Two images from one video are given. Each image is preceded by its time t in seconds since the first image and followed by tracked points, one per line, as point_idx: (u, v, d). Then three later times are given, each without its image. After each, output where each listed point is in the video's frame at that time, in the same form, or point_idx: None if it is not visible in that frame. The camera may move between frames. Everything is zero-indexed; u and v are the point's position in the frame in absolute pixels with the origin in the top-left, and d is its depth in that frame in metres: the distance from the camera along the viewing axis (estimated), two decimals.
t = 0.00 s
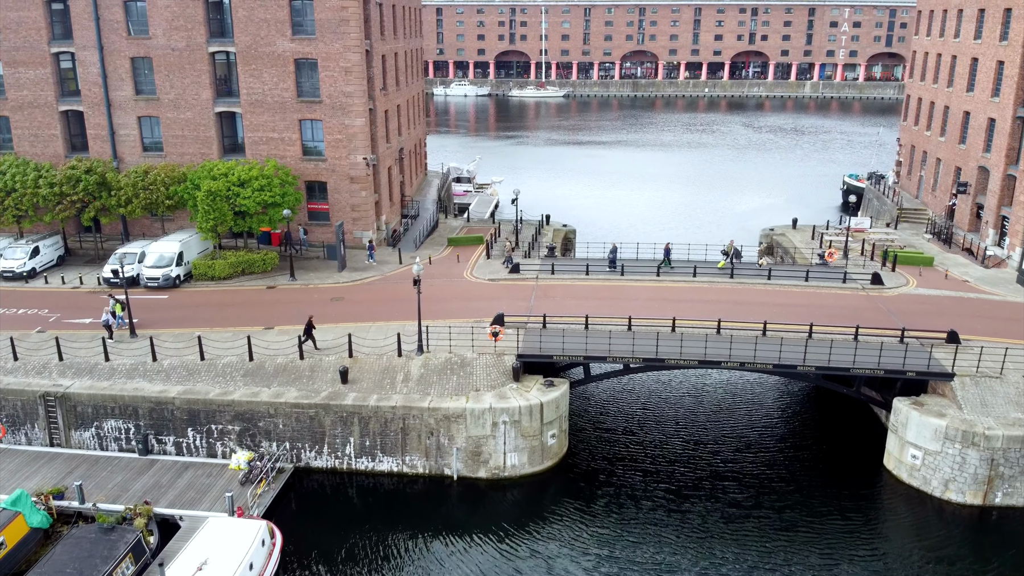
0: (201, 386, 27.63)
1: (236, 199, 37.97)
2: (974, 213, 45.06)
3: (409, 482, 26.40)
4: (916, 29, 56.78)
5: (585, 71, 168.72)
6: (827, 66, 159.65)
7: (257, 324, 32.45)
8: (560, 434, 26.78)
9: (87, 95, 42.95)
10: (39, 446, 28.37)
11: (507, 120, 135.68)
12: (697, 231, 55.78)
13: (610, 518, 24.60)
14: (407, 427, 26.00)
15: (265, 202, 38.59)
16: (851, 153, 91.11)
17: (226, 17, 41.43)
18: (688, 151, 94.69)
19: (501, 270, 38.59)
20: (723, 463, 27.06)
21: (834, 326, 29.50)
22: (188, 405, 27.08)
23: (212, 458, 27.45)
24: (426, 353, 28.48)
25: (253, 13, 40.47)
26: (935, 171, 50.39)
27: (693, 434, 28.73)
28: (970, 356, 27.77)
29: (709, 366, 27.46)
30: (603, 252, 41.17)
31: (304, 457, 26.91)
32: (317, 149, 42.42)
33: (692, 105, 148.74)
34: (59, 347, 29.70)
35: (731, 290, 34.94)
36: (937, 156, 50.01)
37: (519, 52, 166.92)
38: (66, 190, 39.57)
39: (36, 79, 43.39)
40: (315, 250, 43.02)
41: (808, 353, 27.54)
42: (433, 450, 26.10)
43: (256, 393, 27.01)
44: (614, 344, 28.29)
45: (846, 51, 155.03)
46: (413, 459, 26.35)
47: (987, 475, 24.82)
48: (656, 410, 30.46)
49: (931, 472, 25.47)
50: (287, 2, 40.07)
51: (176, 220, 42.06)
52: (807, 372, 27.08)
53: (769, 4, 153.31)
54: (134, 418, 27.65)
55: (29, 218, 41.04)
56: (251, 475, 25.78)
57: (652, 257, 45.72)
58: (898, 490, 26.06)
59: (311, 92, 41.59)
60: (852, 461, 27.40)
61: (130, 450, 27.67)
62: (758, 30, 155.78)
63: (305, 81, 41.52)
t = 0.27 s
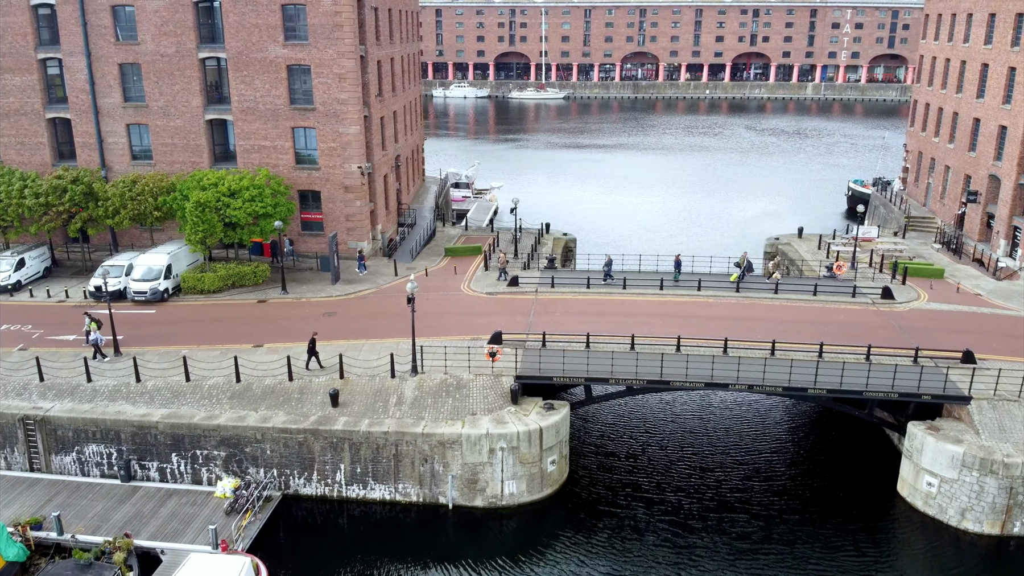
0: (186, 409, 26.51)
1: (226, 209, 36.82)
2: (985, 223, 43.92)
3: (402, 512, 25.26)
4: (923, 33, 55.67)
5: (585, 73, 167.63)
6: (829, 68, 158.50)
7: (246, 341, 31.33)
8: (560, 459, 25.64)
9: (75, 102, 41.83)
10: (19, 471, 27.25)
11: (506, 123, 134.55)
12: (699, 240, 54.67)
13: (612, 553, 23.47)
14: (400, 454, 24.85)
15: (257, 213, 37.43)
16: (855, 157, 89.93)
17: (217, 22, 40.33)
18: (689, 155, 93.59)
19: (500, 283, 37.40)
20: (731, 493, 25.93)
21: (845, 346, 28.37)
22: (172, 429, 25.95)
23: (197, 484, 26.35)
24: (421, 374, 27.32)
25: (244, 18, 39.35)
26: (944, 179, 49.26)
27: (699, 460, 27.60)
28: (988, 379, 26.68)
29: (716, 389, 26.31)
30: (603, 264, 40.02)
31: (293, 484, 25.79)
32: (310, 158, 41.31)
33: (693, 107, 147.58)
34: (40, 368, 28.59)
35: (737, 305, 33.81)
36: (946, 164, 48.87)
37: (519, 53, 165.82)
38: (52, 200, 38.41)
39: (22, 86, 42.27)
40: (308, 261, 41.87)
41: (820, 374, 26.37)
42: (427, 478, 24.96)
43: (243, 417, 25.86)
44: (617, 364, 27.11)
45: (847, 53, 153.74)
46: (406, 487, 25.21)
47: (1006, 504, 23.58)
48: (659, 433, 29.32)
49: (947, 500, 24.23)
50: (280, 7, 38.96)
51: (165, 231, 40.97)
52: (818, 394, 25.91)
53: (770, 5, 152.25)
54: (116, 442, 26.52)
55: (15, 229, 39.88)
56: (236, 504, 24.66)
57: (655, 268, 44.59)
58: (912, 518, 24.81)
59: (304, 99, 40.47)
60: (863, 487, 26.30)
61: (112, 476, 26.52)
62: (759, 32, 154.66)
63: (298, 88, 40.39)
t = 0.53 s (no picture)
0: (169, 435, 25.41)
1: (216, 222, 35.70)
2: (995, 233, 42.80)
3: (395, 544, 24.17)
4: (931, 37, 54.52)
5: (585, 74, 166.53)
6: (831, 70, 157.35)
7: (234, 360, 30.21)
8: (560, 488, 24.52)
9: (62, 110, 40.73)
10: None
11: (506, 125, 133.36)
12: (702, 249, 53.61)
13: None
14: (393, 484, 23.73)
15: (248, 225, 36.30)
16: (859, 162, 88.71)
17: (208, 28, 39.22)
18: (691, 159, 92.47)
19: (498, 297, 36.25)
20: (738, 524, 24.84)
21: (857, 367, 27.25)
22: (154, 457, 24.85)
23: (181, 513, 25.26)
24: (415, 398, 26.16)
25: (235, 23, 38.21)
26: (953, 187, 48.14)
27: (704, 488, 26.51)
28: (1007, 404, 25.57)
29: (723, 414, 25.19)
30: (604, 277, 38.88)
31: (281, 513, 24.70)
32: (304, 167, 40.18)
33: (694, 109, 146.41)
34: (19, 390, 27.50)
35: (742, 321, 32.70)
36: (955, 171, 47.75)
37: (519, 55, 164.70)
38: (37, 211, 37.31)
39: (8, 93, 41.16)
40: (301, 272, 40.77)
41: (832, 399, 25.25)
42: (421, 509, 23.85)
43: (228, 443, 24.75)
44: (619, 388, 25.98)
45: (850, 54, 151.87)
46: (399, 518, 24.11)
47: None
48: (663, 458, 28.21)
49: (964, 532, 23.09)
50: (272, 12, 37.84)
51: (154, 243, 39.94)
52: (830, 420, 24.78)
53: (772, 7, 151.18)
54: (96, 469, 25.43)
55: None
56: (221, 536, 23.57)
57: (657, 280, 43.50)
58: (928, 550, 23.68)
59: (296, 107, 39.36)
60: (875, 516, 25.21)
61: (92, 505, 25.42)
62: (760, 33, 153.56)
63: (290, 96, 39.28)
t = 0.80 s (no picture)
0: (154, 457, 24.49)
1: (206, 232, 34.78)
2: (1005, 241, 41.90)
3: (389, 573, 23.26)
4: (937, 40, 53.63)
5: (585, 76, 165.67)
6: (832, 71, 156.46)
7: (224, 377, 29.30)
8: (560, 514, 23.58)
9: (50, 116, 39.81)
10: None
11: (506, 127, 132.37)
12: (704, 257, 52.70)
13: None
14: (386, 510, 22.80)
15: (240, 235, 35.37)
16: (861, 165, 87.90)
17: (199, 33, 38.31)
18: (692, 163, 91.62)
19: (496, 309, 35.32)
20: (745, 552, 23.92)
21: (867, 386, 26.32)
22: (139, 480, 23.92)
23: (167, 539, 24.33)
24: (409, 418, 25.24)
25: (227, 28, 37.28)
26: (961, 194, 47.24)
27: (710, 512, 25.60)
28: None
29: (729, 436, 24.26)
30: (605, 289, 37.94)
31: (270, 540, 23.78)
32: (297, 174, 39.24)
33: (695, 111, 145.48)
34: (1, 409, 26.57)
35: (748, 336, 31.75)
36: (963, 178, 46.85)
37: (519, 56, 163.76)
38: (24, 220, 36.60)
39: None
40: (294, 283, 39.84)
41: (843, 420, 24.32)
42: (415, 536, 22.93)
43: (216, 466, 23.82)
44: (622, 408, 25.04)
45: (851, 55, 151.40)
46: (392, 546, 23.19)
47: None
48: (666, 480, 27.29)
49: (979, 559, 22.17)
50: (265, 16, 36.91)
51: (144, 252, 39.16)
52: (841, 442, 23.86)
53: (773, 8, 150.44)
54: (79, 493, 24.49)
55: None
56: (207, 565, 22.64)
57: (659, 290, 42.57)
58: None
59: (290, 114, 38.44)
60: (887, 542, 24.29)
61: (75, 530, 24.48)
62: (762, 35, 152.70)
63: (284, 102, 38.34)
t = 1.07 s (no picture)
0: (135, 487, 23.31)
1: (194, 245, 33.62)
2: (1017, 252, 40.74)
3: None
4: (946, 45, 52.47)
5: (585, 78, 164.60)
6: (834, 73, 155.25)
7: (210, 398, 28.14)
8: (560, 547, 22.44)
9: (35, 124, 38.65)
10: None
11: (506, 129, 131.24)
12: (707, 266, 51.57)
13: None
14: (377, 545, 21.63)
15: (229, 248, 34.21)
16: (865, 169, 86.73)
17: (188, 39, 37.18)
18: (693, 167, 90.54)
19: (493, 325, 34.16)
20: None
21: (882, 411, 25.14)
22: (118, 512, 22.75)
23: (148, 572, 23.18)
24: (402, 446, 24.10)
25: (216, 33, 36.12)
26: (970, 203, 46.07)
27: (717, 544, 24.45)
28: None
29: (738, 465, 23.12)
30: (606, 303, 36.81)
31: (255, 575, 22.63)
32: (289, 184, 38.08)
33: (696, 113, 144.31)
34: None
35: (755, 354, 30.59)
36: (973, 187, 45.70)
37: (518, 58, 162.61)
38: (7, 233, 35.38)
39: None
40: (286, 296, 38.68)
41: (857, 448, 23.18)
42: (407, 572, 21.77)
43: (198, 497, 22.66)
44: (625, 434, 23.89)
45: (853, 57, 150.09)
46: None
47: None
48: (671, 509, 26.14)
49: None
50: (255, 21, 35.74)
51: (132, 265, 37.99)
52: (855, 472, 22.71)
53: (774, 9, 149.42)
54: (56, 524, 23.33)
55: None
56: None
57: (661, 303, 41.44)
58: None
59: (282, 122, 37.28)
60: None
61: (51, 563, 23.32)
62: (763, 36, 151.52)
63: (275, 110, 37.17)
